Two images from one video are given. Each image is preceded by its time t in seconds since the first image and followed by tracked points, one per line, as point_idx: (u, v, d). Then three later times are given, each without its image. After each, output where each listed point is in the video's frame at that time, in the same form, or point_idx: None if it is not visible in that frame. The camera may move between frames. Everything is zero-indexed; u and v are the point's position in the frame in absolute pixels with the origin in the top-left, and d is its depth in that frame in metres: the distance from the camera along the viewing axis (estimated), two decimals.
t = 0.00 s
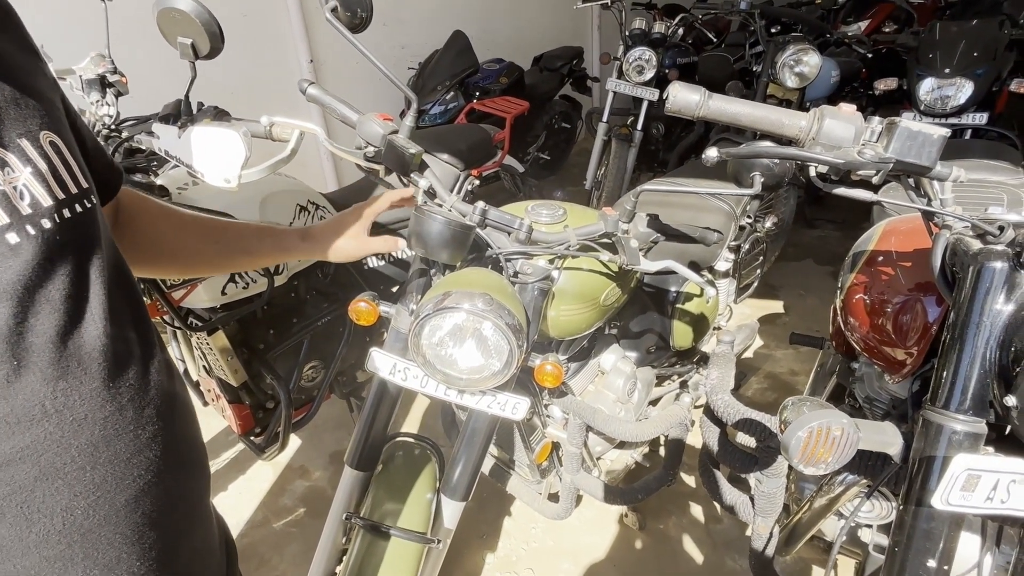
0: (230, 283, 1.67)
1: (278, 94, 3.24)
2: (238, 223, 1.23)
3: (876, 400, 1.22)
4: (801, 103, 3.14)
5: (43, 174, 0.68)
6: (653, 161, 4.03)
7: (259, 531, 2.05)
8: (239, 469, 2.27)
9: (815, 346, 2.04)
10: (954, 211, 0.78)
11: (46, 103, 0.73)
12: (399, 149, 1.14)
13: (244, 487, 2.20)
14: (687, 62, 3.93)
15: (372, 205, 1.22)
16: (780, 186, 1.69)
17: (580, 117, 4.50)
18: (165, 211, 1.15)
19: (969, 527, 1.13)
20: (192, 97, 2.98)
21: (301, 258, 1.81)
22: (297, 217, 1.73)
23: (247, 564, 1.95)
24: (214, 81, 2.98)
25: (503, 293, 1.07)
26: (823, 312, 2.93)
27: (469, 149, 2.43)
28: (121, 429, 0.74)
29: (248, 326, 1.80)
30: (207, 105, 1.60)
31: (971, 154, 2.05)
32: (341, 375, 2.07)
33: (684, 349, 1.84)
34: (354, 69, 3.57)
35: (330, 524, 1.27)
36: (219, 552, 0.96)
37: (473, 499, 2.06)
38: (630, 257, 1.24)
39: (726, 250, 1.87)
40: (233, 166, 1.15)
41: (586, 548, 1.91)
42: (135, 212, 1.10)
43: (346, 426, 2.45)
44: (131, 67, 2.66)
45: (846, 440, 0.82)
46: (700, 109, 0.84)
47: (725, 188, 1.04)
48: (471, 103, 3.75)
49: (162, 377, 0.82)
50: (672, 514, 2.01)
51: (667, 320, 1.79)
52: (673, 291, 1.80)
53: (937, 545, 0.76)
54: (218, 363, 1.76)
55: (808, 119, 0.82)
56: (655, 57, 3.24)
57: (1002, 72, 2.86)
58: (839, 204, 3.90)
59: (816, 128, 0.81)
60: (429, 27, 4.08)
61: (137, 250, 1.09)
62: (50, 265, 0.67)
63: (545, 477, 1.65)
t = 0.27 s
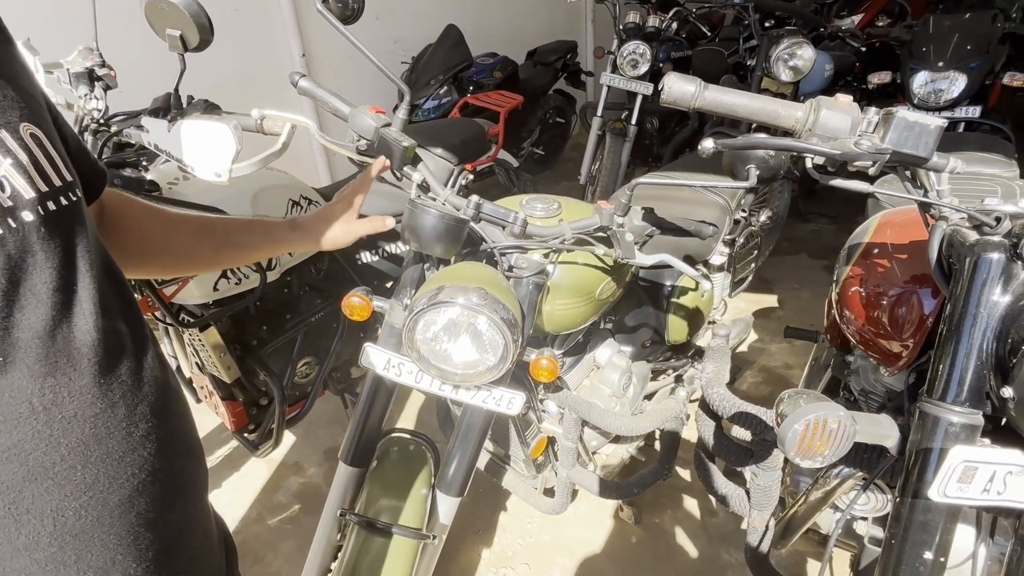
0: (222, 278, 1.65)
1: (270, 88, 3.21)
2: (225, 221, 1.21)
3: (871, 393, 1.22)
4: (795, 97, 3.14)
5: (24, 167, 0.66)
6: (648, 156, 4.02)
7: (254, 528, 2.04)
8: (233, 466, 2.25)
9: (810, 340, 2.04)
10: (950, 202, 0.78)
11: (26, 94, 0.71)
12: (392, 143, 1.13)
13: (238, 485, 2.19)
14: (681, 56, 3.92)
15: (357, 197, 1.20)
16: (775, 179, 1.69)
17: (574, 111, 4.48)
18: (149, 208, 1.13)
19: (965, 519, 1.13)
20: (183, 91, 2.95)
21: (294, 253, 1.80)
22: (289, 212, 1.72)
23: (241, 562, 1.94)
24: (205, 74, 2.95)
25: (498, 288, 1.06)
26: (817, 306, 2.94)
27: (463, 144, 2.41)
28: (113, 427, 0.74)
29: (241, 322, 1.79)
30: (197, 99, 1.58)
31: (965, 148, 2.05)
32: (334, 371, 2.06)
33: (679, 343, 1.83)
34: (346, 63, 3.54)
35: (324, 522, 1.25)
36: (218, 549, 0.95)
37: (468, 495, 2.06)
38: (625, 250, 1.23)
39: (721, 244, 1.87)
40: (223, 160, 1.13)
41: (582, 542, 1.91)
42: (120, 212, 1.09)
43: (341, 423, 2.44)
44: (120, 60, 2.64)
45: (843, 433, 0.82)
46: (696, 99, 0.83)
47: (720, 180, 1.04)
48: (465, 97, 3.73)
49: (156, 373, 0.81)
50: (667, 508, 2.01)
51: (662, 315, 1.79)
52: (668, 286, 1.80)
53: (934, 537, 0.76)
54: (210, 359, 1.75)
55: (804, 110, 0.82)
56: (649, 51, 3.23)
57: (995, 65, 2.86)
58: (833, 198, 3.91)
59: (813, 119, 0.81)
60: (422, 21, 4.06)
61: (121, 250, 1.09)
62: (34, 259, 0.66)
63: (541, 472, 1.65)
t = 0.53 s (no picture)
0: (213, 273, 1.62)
1: (261, 78, 3.17)
2: (221, 225, 1.18)
3: (873, 385, 1.21)
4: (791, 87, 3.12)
5: None
6: (643, 148, 4.00)
7: (248, 525, 2.02)
8: (226, 463, 2.23)
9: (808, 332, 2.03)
10: (959, 191, 0.77)
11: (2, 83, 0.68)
12: (387, 133, 1.10)
13: (232, 481, 2.17)
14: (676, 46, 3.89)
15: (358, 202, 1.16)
16: (775, 169, 1.67)
17: (568, 103, 4.45)
18: (137, 209, 1.11)
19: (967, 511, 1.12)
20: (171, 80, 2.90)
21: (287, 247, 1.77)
22: (281, 204, 1.68)
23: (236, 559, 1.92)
24: (194, 64, 2.91)
25: (496, 281, 1.04)
26: (813, 297, 2.93)
27: (457, 135, 2.38)
28: (91, 440, 0.71)
29: (234, 317, 1.76)
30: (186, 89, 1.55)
31: (963, 138, 2.04)
32: (329, 366, 2.04)
33: (677, 335, 1.82)
34: (338, 53, 3.50)
35: (321, 517, 1.24)
36: (211, 561, 0.93)
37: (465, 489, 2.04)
38: (624, 242, 1.21)
39: (719, 235, 1.86)
40: (213, 151, 1.10)
41: (580, 536, 1.90)
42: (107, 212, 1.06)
43: (336, 418, 2.42)
44: (107, 49, 2.59)
45: (849, 426, 0.80)
46: (699, 86, 0.81)
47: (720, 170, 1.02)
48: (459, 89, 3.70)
49: (142, 381, 0.79)
50: (666, 501, 2.00)
51: (660, 307, 1.77)
52: (666, 278, 1.78)
53: (942, 532, 0.75)
54: (203, 355, 1.72)
55: (810, 97, 0.80)
56: (645, 41, 3.20)
57: (992, 55, 2.85)
58: (828, 190, 3.90)
59: (818, 106, 0.79)
60: (415, 11, 4.01)
61: (107, 251, 1.05)
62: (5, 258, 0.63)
63: (539, 466, 1.63)
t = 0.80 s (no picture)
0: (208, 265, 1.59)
1: (253, 67, 3.12)
2: (219, 222, 1.14)
3: (880, 376, 1.20)
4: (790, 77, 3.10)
5: None
6: (640, 139, 3.97)
7: (245, 520, 2.00)
8: (222, 458, 2.20)
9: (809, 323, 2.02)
10: (974, 177, 0.75)
11: None
12: (385, 120, 1.08)
13: (228, 476, 2.14)
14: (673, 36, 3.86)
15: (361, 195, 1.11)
16: (778, 159, 1.65)
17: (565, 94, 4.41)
18: (134, 205, 1.09)
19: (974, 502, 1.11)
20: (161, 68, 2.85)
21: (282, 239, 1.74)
22: (276, 195, 1.65)
23: (233, 555, 1.90)
24: (184, 53, 2.86)
25: (497, 271, 1.02)
26: (812, 289, 2.92)
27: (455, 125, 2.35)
28: (72, 451, 0.69)
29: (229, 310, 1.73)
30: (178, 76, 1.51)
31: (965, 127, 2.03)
32: (326, 360, 2.01)
33: (677, 327, 1.81)
34: (331, 42, 3.45)
35: (319, 514, 1.22)
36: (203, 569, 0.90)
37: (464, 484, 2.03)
38: (628, 232, 1.19)
39: (720, 226, 1.84)
40: (206, 141, 1.07)
41: (580, 530, 1.88)
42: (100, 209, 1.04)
43: (333, 412, 2.40)
44: (95, 36, 2.54)
45: (863, 418, 0.79)
46: (709, 70, 0.78)
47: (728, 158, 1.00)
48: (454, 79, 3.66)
49: (130, 387, 0.76)
50: (666, 493, 1.99)
51: (661, 299, 1.76)
52: (667, 269, 1.75)
53: (957, 525, 0.73)
54: (198, 349, 1.69)
55: (823, 81, 0.77)
56: (643, 31, 3.17)
57: (991, 45, 2.84)
58: (826, 181, 3.88)
59: (831, 90, 0.77)
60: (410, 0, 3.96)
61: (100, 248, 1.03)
62: None
63: (539, 460, 1.62)
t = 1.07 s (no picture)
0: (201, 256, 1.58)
1: (245, 56, 3.09)
2: (206, 200, 1.12)
3: (880, 364, 1.19)
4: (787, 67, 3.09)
5: None
6: (637, 130, 3.95)
7: (241, 513, 1.99)
8: (217, 451, 2.19)
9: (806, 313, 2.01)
10: (978, 160, 0.74)
11: None
12: (379, 106, 1.06)
13: (223, 469, 2.13)
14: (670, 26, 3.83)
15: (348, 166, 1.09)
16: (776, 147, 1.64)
17: (561, 85, 4.39)
18: (118, 186, 1.07)
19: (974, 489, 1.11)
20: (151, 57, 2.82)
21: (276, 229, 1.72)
22: (269, 184, 1.63)
23: (229, 548, 1.89)
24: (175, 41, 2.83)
25: (493, 259, 1.00)
26: (808, 279, 2.92)
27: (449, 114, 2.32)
28: (46, 454, 0.66)
29: (222, 301, 1.71)
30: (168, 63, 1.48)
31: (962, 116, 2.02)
32: (321, 351, 2.00)
33: (675, 317, 1.80)
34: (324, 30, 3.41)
35: (315, 505, 1.21)
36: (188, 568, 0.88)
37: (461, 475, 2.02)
38: (626, 220, 1.18)
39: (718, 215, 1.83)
40: (198, 127, 1.05)
41: (577, 520, 1.88)
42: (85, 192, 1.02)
43: (329, 404, 2.38)
44: (84, 23, 2.50)
45: (864, 405, 0.78)
46: (709, 51, 0.77)
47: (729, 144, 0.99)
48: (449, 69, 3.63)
49: (107, 386, 0.73)
50: (663, 484, 1.99)
51: (658, 289, 1.75)
52: (664, 259, 1.75)
53: (959, 512, 0.72)
54: (191, 341, 1.67)
55: (825, 63, 0.77)
56: (639, 20, 3.15)
57: (989, 34, 2.83)
58: (822, 171, 3.88)
59: (834, 72, 0.76)
60: None
61: (87, 233, 1.02)
62: None
63: (537, 450, 1.61)
